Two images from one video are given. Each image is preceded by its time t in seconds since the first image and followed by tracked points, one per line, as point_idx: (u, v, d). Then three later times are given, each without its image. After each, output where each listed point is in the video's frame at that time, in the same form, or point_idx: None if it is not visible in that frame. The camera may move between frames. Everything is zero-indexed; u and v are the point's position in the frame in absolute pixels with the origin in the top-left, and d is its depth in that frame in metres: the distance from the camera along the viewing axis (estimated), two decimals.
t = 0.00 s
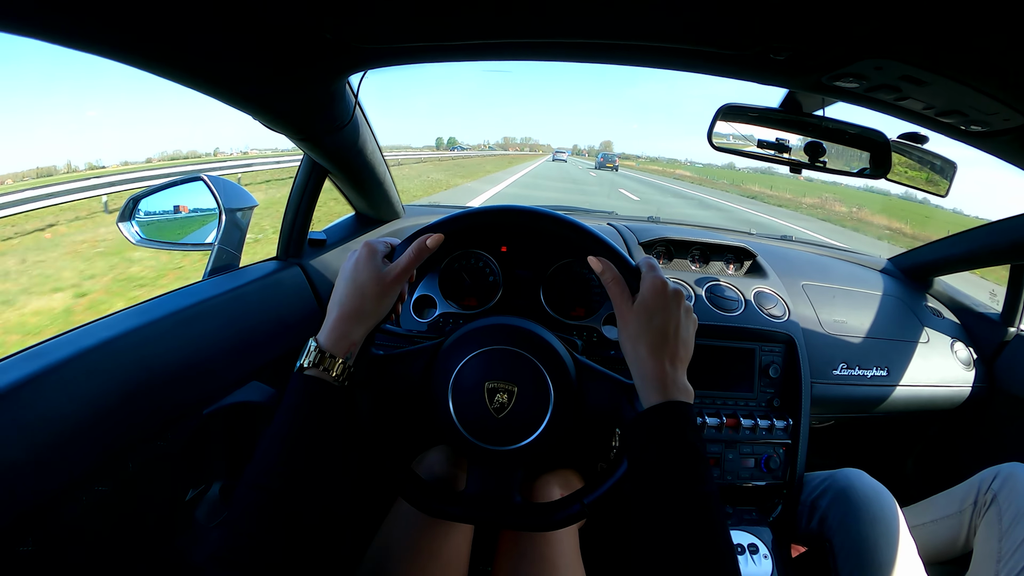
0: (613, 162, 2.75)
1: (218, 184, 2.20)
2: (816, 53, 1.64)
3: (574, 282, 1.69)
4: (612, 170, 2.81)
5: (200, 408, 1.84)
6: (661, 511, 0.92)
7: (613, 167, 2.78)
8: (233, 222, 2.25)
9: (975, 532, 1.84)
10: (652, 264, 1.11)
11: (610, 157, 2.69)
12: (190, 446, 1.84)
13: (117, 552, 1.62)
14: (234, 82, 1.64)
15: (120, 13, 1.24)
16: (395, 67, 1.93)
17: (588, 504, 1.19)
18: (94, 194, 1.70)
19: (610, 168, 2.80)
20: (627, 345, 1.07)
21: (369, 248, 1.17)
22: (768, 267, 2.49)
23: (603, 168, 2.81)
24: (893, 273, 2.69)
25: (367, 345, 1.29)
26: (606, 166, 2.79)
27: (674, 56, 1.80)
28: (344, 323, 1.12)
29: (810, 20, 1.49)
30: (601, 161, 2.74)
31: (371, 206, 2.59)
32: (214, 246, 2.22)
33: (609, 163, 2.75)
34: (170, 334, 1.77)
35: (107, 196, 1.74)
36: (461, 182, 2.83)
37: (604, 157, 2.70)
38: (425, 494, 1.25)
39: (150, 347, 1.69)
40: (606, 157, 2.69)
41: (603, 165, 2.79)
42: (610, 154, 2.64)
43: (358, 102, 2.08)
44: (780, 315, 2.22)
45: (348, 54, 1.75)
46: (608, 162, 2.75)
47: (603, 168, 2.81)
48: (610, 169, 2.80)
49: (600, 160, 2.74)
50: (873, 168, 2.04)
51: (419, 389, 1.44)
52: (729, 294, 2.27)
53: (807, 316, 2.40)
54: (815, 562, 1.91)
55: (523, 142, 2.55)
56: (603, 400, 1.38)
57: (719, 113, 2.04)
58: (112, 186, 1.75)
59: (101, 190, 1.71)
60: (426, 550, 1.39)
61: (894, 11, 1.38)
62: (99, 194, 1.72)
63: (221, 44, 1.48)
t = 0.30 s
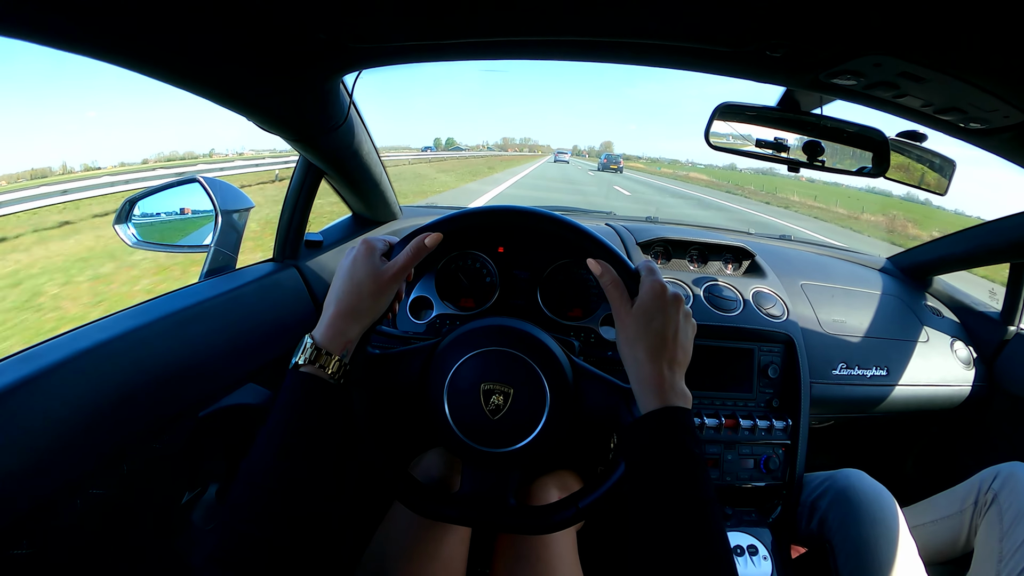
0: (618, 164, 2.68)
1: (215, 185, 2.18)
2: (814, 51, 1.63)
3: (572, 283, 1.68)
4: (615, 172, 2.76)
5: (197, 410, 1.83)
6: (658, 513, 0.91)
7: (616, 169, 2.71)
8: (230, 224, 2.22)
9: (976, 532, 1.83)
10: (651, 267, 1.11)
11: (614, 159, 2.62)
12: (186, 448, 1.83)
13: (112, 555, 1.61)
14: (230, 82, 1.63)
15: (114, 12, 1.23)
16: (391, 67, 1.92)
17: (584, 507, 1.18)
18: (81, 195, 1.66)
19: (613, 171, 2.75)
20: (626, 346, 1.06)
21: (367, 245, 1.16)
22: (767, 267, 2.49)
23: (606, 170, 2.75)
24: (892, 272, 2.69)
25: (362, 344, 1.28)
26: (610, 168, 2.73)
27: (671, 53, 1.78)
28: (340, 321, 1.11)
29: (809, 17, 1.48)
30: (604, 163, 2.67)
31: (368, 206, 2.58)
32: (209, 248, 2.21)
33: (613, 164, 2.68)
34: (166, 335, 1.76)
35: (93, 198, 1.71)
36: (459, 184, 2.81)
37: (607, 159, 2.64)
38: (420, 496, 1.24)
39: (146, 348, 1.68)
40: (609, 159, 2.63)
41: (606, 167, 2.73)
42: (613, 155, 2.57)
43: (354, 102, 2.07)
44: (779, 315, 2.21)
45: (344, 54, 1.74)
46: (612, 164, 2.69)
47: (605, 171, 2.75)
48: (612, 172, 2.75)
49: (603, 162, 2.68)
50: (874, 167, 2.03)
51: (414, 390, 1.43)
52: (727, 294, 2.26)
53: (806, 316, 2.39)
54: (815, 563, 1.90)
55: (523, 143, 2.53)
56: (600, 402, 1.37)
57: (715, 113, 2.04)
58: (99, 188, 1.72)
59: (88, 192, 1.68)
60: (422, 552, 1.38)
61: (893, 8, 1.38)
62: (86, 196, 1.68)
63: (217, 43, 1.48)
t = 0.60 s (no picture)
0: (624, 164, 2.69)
1: (216, 185, 2.19)
2: (810, 54, 1.64)
3: (572, 282, 1.69)
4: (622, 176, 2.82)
5: (199, 409, 1.85)
6: (655, 509, 0.93)
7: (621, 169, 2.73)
8: (231, 223, 2.24)
9: (974, 529, 1.84)
10: (653, 269, 1.12)
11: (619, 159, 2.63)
12: (188, 447, 1.84)
13: (116, 553, 1.63)
14: (232, 84, 1.64)
15: (118, 16, 1.25)
16: (392, 69, 1.94)
17: (581, 505, 1.20)
18: (75, 198, 1.63)
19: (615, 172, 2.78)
20: (626, 346, 1.07)
21: (372, 243, 1.17)
22: (766, 266, 2.50)
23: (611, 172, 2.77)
24: (891, 272, 2.69)
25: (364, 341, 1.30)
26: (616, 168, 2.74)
27: (668, 56, 1.80)
28: (344, 318, 1.13)
29: (806, 20, 1.49)
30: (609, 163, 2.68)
31: (369, 206, 2.59)
32: (210, 248, 2.21)
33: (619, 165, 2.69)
34: (169, 335, 1.77)
35: (74, 204, 1.63)
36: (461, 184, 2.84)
37: (612, 160, 2.64)
38: (421, 492, 1.26)
39: (149, 348, 1.69)
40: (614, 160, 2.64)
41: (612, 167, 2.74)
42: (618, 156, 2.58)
43: (355, 103, 2.09)
44: (777, 314, 2.23)
45: (345, 56, 1.76)
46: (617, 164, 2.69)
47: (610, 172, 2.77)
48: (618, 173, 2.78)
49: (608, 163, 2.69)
50: (872, 166, 2.06)
51: (415, 388, 1.44)
52: (726, 294, 2.28)
53: (804, 315, 2.41)
54: (813, 561, 1.91)
55: (522, 143, 2.54)
56: (599, 400, 1.39)
57: (715, 113, 2.05)
58: (93, 190, 1.69)
59: (82, 194, 1.65)
60: (423, 549, 1.39)
61: (888, 12, 1.39)
62: (80, 199, 1.65)
63: (219, 47, 1.49)
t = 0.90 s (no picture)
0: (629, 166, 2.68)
1: (219, 187, 2.21)
2: (809, 59, 1.66)
3: (573, 284, 1.71)
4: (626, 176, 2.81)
5: (204, 409, 1.86)
6: (655, 508, 0.94)
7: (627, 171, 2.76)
8: (234, 225, 2.26)
9: (973, 529, 1.85)
10: (653, 271, 1.14)
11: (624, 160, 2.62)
12: (193, 447, 1.85)
13: (121, 552, 1.64)
14: (236, 87, 1.66)
15: (126, 22, 1.26)
16: (396, 73, 1.96)
17: (583, 505, 1.21)
18: (68, 199, 1.59)
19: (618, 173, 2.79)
20: (627, 347, 1.09)
21: (375, 246, 1.18)
22: (766, 268, 2.51)
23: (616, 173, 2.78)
24: (891, 272, 2.72)
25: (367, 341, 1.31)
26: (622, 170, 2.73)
27: (669, 61, 1.82)
28: (349, 320, 1.14)
29: (804, 25, 1.51)
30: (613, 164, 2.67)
31: (371, 208, 2.60)
32: (213, 249, 2.23)
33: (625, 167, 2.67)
34: (173, 336, 1.79)
35: (96, 198, 1.70)
36: (465, 185, 2.87)
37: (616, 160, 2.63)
38: (424, 492, 1.27)
39: (154, 349, 1.70)
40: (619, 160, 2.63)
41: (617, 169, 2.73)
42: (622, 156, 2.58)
43: (359, 107, 2.11)
44: (776, 316, 2.24)
45: (349, 60, 1.78)
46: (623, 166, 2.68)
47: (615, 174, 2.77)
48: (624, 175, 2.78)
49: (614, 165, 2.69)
50: (871, 168, 2.07)
51: (418, 388, 1.45)
52: (726, 295, 2.29)
53: (804, 316, 2.42)
54: (812, 561, 1.93)
55: (519, 142, 2.52)
56: (600, 401, 1.40)
57: (714, 116, 2.07)
58: (85, 192, 1.65)
59: (75, 196, 1.61)
60: (425, 548, 1.40)
61: (886, 18, 1.41)
62: (71, 201, 1.60)
63: (225, 52, 1.51)
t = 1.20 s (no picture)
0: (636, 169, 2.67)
1: (218, 187, 2.20)
2: (811, 57, 1.65)
3: (573, 284, 1.70)
4: (631, 179, 2.76)
5: (202, 410, 1.85)
6: (655, 510, 0.93)
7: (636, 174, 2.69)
8: (233, 225, 2.26)
9: (974, 530, 1.84)
10: (653, 271, 1.13)
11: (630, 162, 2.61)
12: (191, 448, 1.85)
13: (118, 554, 1.63)
14: (235, 86, 1.65)
15: (124, 20, 1.26)
16: (395, 73, 1.95)
17: (583, 506, 1.20)
18: (66, 199, 1.57)
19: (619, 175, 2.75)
20: (627, 347, 1.08)
21: (373, 246, 1.17)
22: (766, 268, 2.51)
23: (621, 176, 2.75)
24: (891, 272, 2.71)
25: (365, 341, 1.30)
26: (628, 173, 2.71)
27: (670, 60, 1.81)
28: (346, 320, 1.13)
29: (806, 24, 1.50)
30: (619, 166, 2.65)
31: (370, 208, 2.59)
32: (212, 249, 2.22)
33: (632, 169, 2.66)
34: (171, 337, 1.77)
35: (98, 195, 1.69)
36: (465, 186, 2.87)
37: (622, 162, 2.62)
38: (423, 493, 1.26)
39: (152, 350, 1.69)
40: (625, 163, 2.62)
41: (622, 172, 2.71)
42: (628, 158, 2.57)
43: (358, 107, 2.11)
44: (777, 316, 2.24)
45: (349, 59, 1.78)
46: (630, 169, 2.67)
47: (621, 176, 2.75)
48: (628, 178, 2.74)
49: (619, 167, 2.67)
50: (872, 168, 2.06)
51: (417, 389, 1.45)
52: (726, 295, 2.29)
53: (804, 316, 2.42)
54: (813, 562, 1.92)
55: (518, 142, 2.51)
56: (600, 402, 1.39)
57: (714, 116, 2.06)
58: (84, 190, 1.63)
59: (72, 196, 1.59)
60: (424, 550, 1.39)
61: (888, 16, 1.40)
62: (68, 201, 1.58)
63: (224, 50, 1.51)
